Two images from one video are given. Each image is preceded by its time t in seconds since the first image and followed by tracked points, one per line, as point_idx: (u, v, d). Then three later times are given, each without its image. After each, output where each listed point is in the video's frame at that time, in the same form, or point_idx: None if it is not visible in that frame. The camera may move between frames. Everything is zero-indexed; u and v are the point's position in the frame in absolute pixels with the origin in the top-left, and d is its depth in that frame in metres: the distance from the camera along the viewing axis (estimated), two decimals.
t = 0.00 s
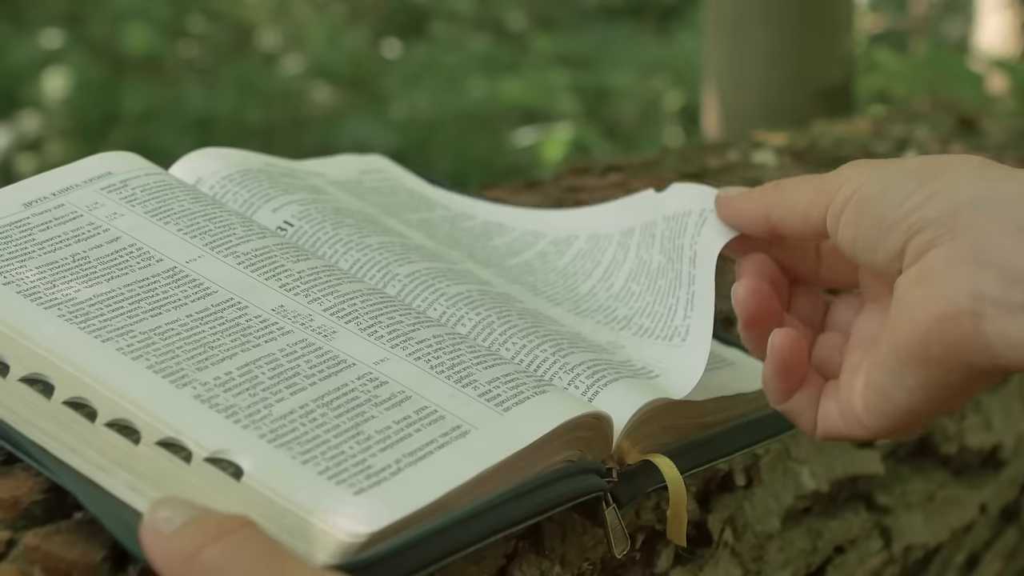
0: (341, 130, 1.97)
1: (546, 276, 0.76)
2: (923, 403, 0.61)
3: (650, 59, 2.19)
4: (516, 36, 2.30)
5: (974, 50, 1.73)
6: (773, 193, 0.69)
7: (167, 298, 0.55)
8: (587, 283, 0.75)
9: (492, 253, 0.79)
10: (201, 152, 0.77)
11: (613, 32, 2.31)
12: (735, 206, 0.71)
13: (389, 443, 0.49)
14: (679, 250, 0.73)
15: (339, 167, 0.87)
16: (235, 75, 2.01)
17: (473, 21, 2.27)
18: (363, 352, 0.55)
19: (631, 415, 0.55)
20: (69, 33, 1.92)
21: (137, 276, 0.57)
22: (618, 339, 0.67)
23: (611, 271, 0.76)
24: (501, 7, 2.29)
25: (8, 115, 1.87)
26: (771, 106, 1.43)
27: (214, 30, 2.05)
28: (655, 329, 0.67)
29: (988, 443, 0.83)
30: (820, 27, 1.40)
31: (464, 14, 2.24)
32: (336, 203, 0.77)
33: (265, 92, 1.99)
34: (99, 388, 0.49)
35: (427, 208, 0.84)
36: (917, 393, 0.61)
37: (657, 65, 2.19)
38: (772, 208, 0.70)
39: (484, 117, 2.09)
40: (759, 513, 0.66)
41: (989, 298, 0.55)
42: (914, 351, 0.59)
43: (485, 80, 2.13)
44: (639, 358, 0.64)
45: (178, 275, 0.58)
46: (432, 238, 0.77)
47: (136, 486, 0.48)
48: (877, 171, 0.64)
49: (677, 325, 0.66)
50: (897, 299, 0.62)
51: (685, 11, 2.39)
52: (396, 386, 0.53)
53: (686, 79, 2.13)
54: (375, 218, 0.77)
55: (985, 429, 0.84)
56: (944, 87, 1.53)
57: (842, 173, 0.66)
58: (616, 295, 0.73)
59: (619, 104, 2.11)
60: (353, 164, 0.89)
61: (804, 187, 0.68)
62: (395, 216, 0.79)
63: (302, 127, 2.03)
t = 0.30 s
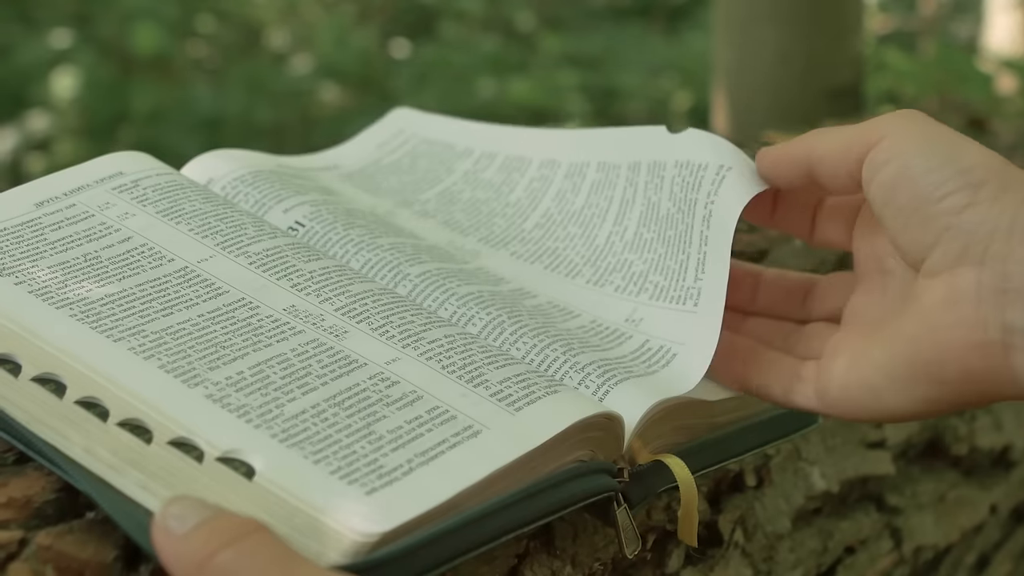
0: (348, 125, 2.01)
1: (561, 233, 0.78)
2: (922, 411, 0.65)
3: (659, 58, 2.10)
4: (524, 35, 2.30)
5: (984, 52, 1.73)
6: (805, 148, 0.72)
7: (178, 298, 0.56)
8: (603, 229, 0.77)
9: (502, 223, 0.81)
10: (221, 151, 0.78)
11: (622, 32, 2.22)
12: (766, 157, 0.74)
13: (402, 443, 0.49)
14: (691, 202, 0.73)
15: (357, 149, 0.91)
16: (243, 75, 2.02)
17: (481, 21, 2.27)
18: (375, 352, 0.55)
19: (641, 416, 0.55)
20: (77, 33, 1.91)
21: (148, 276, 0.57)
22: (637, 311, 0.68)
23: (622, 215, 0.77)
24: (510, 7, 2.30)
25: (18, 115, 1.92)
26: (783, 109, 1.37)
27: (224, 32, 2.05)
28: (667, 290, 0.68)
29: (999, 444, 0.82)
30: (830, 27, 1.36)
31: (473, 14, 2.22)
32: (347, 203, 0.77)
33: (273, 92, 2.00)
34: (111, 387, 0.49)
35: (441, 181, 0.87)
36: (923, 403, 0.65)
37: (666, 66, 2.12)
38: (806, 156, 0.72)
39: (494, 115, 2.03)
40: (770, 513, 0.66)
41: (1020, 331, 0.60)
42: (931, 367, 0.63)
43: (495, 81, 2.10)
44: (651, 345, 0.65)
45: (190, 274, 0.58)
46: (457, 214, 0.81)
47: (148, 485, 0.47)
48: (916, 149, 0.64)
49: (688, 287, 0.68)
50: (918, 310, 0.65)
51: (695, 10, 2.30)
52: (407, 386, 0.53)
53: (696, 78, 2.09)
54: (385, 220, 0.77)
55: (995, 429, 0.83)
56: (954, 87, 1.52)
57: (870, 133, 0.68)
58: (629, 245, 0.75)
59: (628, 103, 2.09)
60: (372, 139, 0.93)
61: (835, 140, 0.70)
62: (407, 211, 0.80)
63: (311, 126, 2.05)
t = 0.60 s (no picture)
0: (359, 128, 2.02)
1: (575, 237, 0.80)
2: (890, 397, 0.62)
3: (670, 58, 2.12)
4: (533, 36, 2.26)
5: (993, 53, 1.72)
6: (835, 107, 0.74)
7: (190, 298, 0.56)
8: (622, 240, 0.79)
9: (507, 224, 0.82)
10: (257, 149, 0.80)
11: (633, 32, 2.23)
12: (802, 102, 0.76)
13: (414, 442, 0.49)
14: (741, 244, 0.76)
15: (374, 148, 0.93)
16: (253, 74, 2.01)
17: (491, 21, 2.25)
18: (387, 352, 0.55)
19: (651, 418, 0.55)
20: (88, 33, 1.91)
21: (160, 276, 0.57)
22: (652, 301, 0.70)
23: (650, 236, 0.80)
24: (520, 9, 2.27)
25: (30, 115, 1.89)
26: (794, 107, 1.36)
27: (233, 31, 2.05)
28: (693, 292, 0.71)
29: (1010, 445, 0.82)
30: (843, 26, 1.33)
31: (483, 14, 2.22)
32: (358, 201, 0.77)
33: (282, 92, 1.99)
34: (125, 387, 0.49)
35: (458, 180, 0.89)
36: (892, 388, 0.62)
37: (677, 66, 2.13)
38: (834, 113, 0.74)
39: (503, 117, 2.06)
40: (780, 514, 0.66)
41: (1010, 321, 0.59)
42: (913, 345, 0.61)
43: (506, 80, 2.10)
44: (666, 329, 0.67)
45: (202, 274, 0.58)
46: (472, 211, 0.83)
47: (160, 485, 0.47)
48: (934, 134, 0.64)
49: (716, 294, 0.70)
50: (906, 286, 0.63)
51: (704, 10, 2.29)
52: (420, 386, 0.53)
53: (705, 79, 2.08)
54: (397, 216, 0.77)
55: (1007, 430, 0.82)
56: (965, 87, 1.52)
57: (895, 108, 0.68)
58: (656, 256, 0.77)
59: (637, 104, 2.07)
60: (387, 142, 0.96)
61: (862, 106, 0.71)
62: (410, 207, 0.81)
63: (320, 127, 2.04)
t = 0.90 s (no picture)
0: (370, 124, 2.00)
1: (592, 218, 0.80)
2: (884, 388, 0.62)
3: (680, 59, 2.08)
4: (544, 36, 2.27)
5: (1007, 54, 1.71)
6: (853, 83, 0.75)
7: (204, 298, 0.56)
8: (640, 219, 0.80)
9: (522, 204, 0.82)
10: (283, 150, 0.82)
11: (643, 31, 2.23)
12: (824, 69, 0.77)
13: (428, 442, 0.49)
14: (754, 208, 0.77)
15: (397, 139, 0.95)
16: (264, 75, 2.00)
17: (501, 21, 2.26)
18: (400, 352, 0.55)
19: (663, 419, 0.56)
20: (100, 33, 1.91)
21: (174, 276, 0.57)
22: (667, 280, 0.71)
23: (666, 209, 0.80)
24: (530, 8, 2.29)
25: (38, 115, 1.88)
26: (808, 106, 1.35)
27: (244, 30, 2.07)
28: (709, 267, 0.71)
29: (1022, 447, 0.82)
30: (858, 25, 1.33)
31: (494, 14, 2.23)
32: (371, 190, 0.78)
33: (293, 93, 1.99)
34: (139, 387, 0.49)
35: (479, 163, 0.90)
36: (888, 379, 0.62)
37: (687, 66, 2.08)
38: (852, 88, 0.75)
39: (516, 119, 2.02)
40: (793, 514, 0.66)
41: (1012, 319, 0.59)
42: (914, 337, 0.61)
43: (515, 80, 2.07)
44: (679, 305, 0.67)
45: (215, 274, 0.58)
46: (490, 192, 0.84)
47: (175, 484, 0.47)
48: (947, 124, 0.64)
49: (730, 266, 0.71)
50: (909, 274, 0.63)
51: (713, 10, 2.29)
52: (433, 386, 0.53)
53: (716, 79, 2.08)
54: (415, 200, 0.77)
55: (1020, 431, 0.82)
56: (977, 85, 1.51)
57: (913, 91, 0.68)
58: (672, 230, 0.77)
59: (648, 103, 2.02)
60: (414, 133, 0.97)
61: (880, 85, 0.72)
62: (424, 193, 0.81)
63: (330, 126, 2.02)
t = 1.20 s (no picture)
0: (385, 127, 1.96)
1: (602, 139, 0.75)
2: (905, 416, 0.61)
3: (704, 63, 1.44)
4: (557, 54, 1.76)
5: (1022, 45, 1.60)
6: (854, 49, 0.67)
7: (217, 297, 0.56)
8: (651, 136, 0.74)
9: (529, 133, 0.77)
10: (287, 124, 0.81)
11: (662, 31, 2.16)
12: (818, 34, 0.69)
13: (443, 442, 0.49)
14: (769, 140, 0.70)
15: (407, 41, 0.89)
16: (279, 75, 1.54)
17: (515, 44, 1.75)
18: (413, 352, 0.55)
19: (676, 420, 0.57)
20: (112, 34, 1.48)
21: (187, 276, 0.57)
22: (675, 230, 0.67)
23: (678, 125, 0.74)
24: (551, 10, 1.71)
25: (50, 113, 1.50)
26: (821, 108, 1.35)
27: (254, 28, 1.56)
28: (715, 215, 0.67)
29: None
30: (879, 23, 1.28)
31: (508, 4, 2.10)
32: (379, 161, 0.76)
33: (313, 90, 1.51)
34: (153, 386, 0.49)
35: (486, 69, 0.84)
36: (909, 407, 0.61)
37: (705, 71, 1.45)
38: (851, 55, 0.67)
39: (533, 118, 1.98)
40: (805, 514, 0.66)
41: None
42: (935, 372, 0.59)
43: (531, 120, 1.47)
44: (686, 271, 0.64)
45: (227, 274, 0.58)
46: (501, 116, 0.79)
47: (189, 484, 0.48)
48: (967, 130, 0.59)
49: (738, 217, 0.66)
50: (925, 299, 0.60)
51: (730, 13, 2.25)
52: (446, 386, 0.53)
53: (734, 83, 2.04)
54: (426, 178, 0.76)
55: None
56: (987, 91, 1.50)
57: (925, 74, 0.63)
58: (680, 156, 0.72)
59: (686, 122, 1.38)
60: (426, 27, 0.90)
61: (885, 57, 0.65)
62: (437, 139, 0.78)
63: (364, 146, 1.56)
